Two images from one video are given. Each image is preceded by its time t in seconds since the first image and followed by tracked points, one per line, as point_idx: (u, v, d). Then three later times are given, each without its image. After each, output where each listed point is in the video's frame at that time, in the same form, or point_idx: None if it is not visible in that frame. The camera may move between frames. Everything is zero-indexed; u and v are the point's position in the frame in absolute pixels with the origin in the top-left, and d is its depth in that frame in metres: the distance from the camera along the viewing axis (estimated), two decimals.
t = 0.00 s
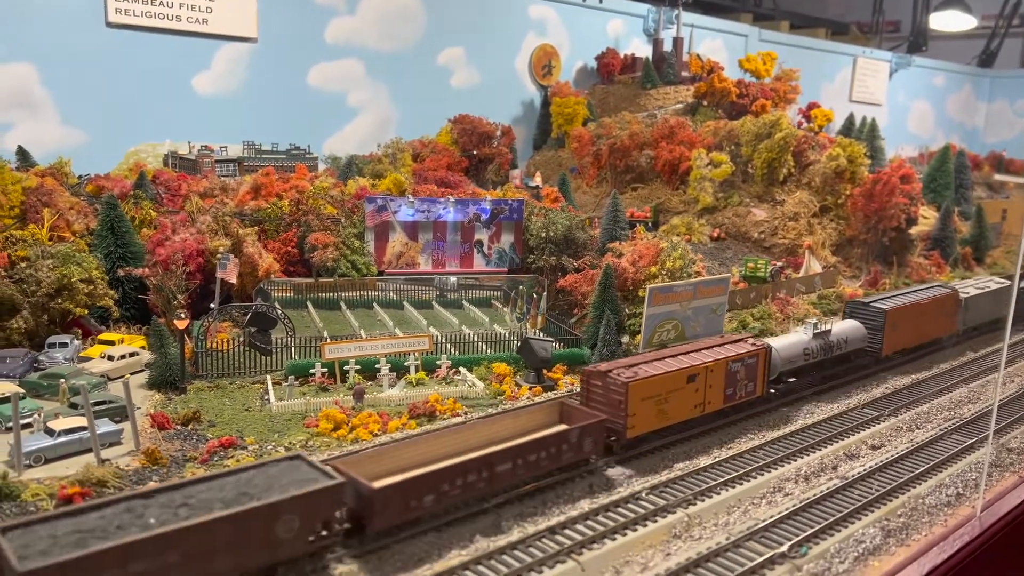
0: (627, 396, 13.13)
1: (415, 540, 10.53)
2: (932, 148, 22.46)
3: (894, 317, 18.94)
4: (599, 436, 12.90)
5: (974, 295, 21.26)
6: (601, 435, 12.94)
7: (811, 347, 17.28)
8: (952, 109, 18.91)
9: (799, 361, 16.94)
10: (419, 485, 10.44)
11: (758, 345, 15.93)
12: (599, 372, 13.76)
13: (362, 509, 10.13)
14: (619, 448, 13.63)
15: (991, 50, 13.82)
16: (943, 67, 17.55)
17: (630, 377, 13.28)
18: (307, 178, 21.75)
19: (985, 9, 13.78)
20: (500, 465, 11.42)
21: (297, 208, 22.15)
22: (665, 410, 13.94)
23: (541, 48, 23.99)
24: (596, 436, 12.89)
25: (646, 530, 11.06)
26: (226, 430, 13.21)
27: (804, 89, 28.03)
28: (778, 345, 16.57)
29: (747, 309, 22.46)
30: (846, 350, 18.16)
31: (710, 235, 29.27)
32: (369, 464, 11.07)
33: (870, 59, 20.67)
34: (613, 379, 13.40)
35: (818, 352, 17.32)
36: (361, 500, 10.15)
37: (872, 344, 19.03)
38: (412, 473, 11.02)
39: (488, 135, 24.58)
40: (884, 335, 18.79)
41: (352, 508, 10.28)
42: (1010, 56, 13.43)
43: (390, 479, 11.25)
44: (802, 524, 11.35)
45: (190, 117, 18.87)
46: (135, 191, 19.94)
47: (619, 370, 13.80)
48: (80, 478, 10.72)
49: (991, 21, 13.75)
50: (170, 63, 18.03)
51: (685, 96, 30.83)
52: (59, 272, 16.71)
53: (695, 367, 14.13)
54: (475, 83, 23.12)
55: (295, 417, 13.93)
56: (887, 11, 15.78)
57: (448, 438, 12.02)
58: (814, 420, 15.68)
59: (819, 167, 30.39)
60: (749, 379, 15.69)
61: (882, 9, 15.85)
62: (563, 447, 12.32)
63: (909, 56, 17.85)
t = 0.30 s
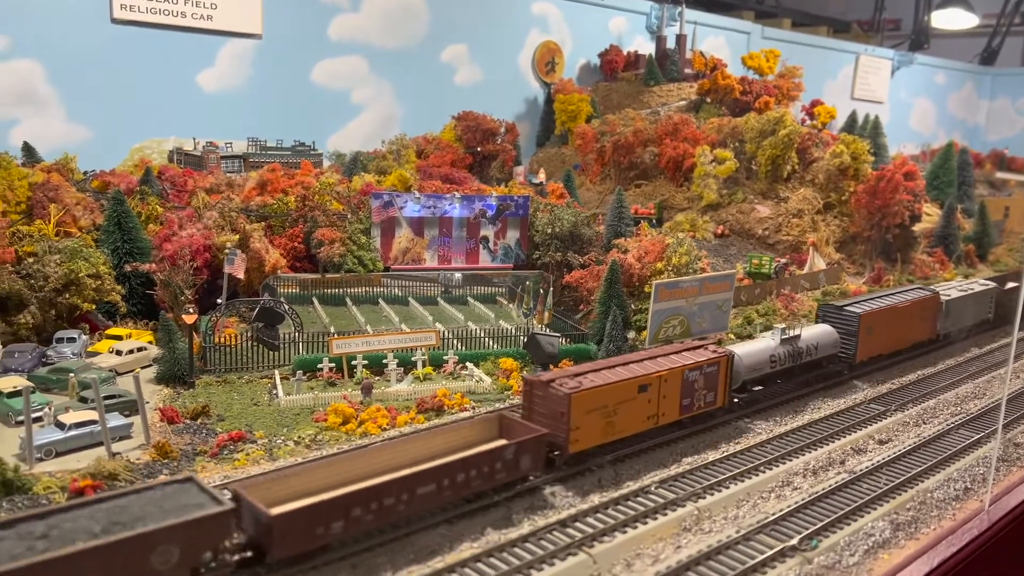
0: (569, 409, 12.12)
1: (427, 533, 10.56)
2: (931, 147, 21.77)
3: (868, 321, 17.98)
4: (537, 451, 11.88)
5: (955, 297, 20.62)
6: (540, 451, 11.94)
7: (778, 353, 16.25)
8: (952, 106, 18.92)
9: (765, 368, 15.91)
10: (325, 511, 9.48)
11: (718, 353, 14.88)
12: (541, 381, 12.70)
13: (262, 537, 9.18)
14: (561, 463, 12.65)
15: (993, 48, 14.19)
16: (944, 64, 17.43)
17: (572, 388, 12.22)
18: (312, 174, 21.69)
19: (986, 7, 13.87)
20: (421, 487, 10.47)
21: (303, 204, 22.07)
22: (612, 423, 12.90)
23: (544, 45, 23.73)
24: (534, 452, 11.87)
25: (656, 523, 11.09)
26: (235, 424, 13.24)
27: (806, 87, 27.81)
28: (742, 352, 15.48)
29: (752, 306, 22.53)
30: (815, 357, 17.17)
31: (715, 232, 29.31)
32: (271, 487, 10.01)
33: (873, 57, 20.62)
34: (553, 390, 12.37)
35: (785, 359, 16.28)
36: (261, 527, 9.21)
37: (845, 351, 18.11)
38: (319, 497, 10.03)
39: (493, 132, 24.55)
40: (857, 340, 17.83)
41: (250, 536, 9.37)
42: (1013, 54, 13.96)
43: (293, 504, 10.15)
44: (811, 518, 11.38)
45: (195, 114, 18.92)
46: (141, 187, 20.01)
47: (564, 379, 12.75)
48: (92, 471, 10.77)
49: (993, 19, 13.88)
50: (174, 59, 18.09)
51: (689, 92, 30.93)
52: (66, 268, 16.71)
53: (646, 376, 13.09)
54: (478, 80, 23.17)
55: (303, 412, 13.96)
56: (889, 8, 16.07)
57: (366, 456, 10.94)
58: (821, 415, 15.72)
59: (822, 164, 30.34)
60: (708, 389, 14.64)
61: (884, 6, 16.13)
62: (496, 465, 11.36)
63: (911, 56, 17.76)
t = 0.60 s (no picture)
0: (501, 427, 11.09)
1: (438, 527, 10.61)
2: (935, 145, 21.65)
3: (839, 327, 16.93)
4: (465, 475, 10.84)
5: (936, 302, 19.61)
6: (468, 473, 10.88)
7: (740, 363, 15.09)
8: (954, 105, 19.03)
9: (725, 380, 14.76)
10: (208, 545, 8.50)
11: (672, 361, 13.77)
12: (472, 395, 11.59)
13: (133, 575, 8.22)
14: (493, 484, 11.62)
15: (994, 47, 13.45)
16: (945, 62, 17.30)
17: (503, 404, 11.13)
18: (317, 172, 21.81)
19: (987, 5, 13.12)
20: (326, 516, 9.47)
21: (309, 202, 22.26)
22: (550, 441, 11.86)
23: (547, 43, 23.25)
24: (461, 475, 10.81)
25: (664, 519, 11.15)
26: (243, 421, 13.28)
27: (809, 86, 27.39)
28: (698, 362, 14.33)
29: (756, 303, 22.62)
30: (781, 365, 15.99)
31: (719, 230, 29.36)
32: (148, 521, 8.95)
33: (874, 56, 20.62)
34: (483, 405, 11.29)
35: (747, 369, 15.09)
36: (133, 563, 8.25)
37: (814, 359, 17.03)
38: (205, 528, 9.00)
39: (496, 130, 24.70)
40: (827, 348, 16.79)
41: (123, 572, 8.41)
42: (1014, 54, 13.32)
43: (178, 536, 9.15)
44: (819, 514, 11.43)
45: (199, 112, 18.95)
46: (148, 185, 20.30)
47: (498, 393, 11.64)
48: (103, 466, 10.84)
49: (994, 17, 13.17)
50: (178, 57, 18.13)
51: (692, 91, 31.01)
52: (74, 265, 16.87)
53: (587, 390, 11.99)
54: (480, 76, 22.90)
55: (311, 408, 14.01)
56: (891, 8, 15.89)
57: (257, 484, 9.77)
58: (827, 412, 15.78)
59: (826, 162, 30.37)
60: (660, 402, 13.58)
61: (885, 4, 15.99)
62: (416, 488, 10.32)
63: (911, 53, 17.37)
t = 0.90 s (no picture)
0: (409, 453, 10.09)
1: (437, 527, 10.63)
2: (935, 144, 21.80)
3: (799, 338, 15.95)
4: (366, 507, 9.81)
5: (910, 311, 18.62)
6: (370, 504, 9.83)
7: (689, 377, 14.17)
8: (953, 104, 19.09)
9: (671, 395, 13.85)
10: None
11: (611, 377, 12.82)
12: (381, 419, 10.60)
13: None
14: (405, 515, 10.64)
15: (995, 46, 13.57)
16: (944, 62, 17.47)
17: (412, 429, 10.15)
18: (317, 172, 21.82)
19: (988, 4, 13.28)
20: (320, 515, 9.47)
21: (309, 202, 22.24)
22: (468, 467, 10.84)
23: (547, 43, 23.36)
24: (362, 507, 9.81)
25: (664, 519, 11.18)
26: (244, 421, 13.30)
27: (809, 85, 27.43)
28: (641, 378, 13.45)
29: (756, 303, 22.65)
30: (735, 378, 15.04)
31: (719, 230, 29.39)
32: (125, 525, 8.76)
33: (875, 56, 20.57)
34: (392, 429, 10.29)
35: (696, 383, 14.15)
36: None
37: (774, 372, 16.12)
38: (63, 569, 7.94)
39: (496, 130, 24.68)
40: (787, 360, 15.88)
41: None
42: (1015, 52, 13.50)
43: None
44: (818, 513, 11.45)
45: (199, 112, 18.95)
46: (148, 185, 20.34)
47: (410, 416, 10.66)
48: (103, 466, 10.86)
49: (995, 17, 13.30)
50: (179, 57, 18.16)
51: (692, 91, 31.02)
52: (75, 265, 16.88)
53: (511, 410, 11.04)
54: (480, 76, 22.96)
55: (311, 408, 14.03)
56: (891, 8, 15.78)
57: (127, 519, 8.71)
58: (827, 412, 15.81)
59: (825, 162, 30.35)
60: (598, 420, 12.61)
61: (886, 3, 15.83)
62: (306, 522, 9.31)
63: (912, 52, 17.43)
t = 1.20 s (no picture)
0: (295, 488, 9.06)
1: (434, 531, 10.65)
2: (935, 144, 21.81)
3: (754, 351, 15.12)
4: (245, 548, 8.73)
5: (875, 319, 17.95)
6: (249, 547, 8.75)
7: (631, 396, 13.21)
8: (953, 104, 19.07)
9: (609, 416, 12.86)
10: None
11: (537, 399, 11.84)
12: (266, 451, 9.56)
13: None
14: (294, 555, 9.64)
15: (994, 46, 13.67)
16: (943, 62, 17.49)
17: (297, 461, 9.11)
18: (316, 174, 21.82)
19: (986, 4, 13.46)
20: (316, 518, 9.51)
21: (307, 205, 21.84)
22: (366, 502, 9.81)
23: (545, 45, 23.98)
24: (241, 549, 8.72)
25: (661, 521, 11.20)
26: (242, 424, 13.33)
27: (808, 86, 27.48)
28: (576, 397, 12.47)
29: (754, 305, 22.65)
30: (680, 397, 14.10)
31: (717, 231, 29.40)
32: (98, 536, 8.52)
33: (873, 57, 20.54)
34: (276, 461, 9.28)
35: (636, 403, 13.18)
36: None
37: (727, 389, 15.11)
38: None
39: (495, 132, 24.55)
40: (739, 376, 14.93)
41: None
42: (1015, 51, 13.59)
43: None
44: (815, 516, 11.48)
45: (197, 114, 18.96)
46: (147, 188, 20.38)
47: (300, 446, 9.62)
48: (102, 470, 10.90)
49: (994, 17, 13.42)
50: (179, 60, 18.20)
51: (691, 92, 31.04)
52: (73, 268, 16.86)
53: (416, 438, 10.03)
54: (480, 77, 23.15)
55: (309, 411, 14.04)
56: (889, 8, 15.90)
57: None
58: (824, 414, 15.83)
59: (824, 163, 30.34)
60: (522, 446, 11.61)
61: (885, 4, 15.96)
62: (170, 568, 8.04)
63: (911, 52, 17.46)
